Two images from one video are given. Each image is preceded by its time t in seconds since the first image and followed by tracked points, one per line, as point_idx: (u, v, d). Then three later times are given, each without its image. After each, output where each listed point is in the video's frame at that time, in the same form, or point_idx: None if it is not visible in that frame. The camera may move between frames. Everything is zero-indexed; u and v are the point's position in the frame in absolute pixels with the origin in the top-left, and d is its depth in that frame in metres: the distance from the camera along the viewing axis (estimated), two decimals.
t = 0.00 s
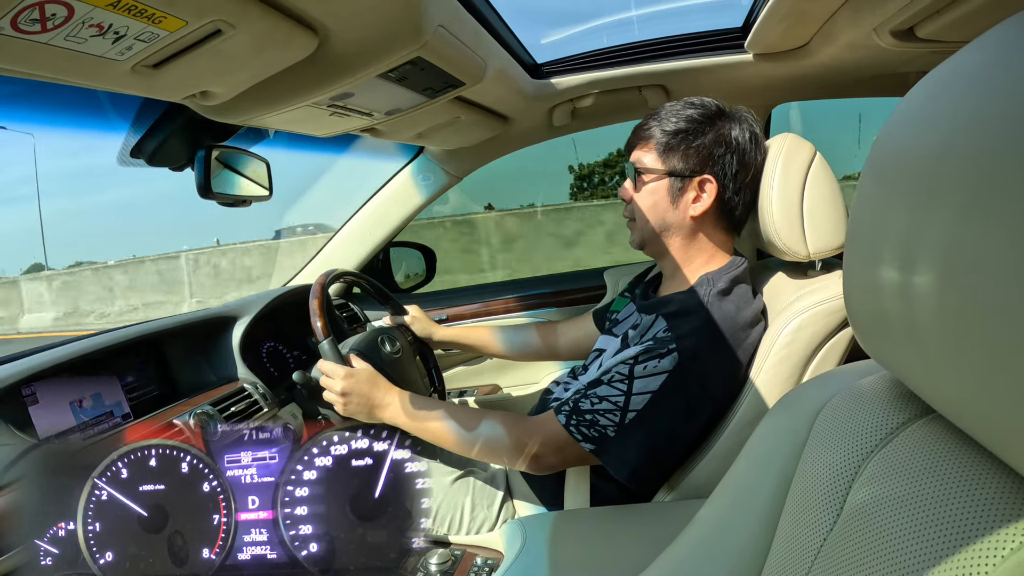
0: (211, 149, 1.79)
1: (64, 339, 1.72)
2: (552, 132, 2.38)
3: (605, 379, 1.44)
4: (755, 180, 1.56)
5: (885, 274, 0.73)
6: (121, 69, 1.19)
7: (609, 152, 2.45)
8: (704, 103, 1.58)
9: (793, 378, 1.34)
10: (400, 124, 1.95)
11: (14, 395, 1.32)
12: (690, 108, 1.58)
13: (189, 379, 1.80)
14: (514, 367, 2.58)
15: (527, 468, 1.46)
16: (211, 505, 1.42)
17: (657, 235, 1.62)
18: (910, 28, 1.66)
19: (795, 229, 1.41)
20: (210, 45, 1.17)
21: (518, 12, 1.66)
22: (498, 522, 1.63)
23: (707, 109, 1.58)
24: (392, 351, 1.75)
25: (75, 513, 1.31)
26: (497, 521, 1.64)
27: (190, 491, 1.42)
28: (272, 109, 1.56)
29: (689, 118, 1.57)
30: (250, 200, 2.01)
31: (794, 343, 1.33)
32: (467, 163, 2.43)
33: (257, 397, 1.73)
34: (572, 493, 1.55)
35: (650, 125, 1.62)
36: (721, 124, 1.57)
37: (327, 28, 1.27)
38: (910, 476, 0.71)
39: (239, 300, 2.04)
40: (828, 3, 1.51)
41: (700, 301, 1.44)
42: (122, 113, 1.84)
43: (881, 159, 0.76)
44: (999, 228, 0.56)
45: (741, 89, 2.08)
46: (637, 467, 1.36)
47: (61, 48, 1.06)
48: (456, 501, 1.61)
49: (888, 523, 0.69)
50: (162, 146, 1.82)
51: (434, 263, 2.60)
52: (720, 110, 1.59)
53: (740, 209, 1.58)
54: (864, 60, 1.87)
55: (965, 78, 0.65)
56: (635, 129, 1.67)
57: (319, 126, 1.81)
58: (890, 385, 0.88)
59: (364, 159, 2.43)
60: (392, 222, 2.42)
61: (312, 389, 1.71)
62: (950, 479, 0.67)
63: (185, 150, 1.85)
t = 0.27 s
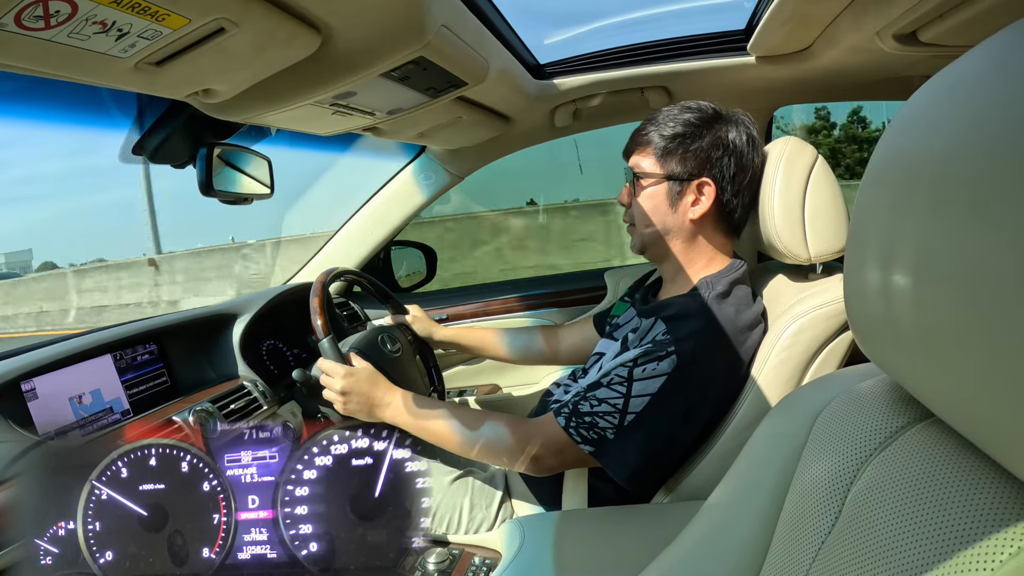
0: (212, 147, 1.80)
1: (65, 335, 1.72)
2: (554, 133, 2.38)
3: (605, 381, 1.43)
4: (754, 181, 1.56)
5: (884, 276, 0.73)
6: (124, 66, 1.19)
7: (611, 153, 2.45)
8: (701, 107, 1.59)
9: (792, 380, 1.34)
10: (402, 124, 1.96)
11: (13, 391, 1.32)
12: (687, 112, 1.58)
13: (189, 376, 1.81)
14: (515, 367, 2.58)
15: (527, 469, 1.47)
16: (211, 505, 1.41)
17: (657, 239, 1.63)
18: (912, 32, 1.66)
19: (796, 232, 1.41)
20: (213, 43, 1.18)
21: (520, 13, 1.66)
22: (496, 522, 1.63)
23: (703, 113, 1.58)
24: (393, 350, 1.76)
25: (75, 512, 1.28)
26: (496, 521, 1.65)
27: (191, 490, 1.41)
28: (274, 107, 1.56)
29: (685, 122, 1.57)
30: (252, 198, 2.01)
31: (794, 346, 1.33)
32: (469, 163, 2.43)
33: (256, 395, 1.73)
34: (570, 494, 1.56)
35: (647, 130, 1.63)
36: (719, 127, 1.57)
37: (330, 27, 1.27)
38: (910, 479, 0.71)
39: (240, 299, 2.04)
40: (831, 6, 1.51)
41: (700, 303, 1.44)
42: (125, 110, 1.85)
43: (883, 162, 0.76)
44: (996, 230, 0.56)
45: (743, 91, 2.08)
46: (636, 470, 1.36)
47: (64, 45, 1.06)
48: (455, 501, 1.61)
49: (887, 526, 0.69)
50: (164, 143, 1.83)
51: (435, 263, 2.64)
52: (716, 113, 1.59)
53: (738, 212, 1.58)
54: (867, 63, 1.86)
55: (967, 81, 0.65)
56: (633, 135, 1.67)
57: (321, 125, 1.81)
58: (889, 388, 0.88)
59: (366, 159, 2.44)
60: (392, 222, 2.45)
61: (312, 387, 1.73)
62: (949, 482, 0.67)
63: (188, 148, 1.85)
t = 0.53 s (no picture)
0: (213, 148, 1.80)
1: (67, 336, 1.72)
2: (555, 133, 2.38)
3: (607, 377, 1.44)
4: (757, 178, 1.56)
5: (887, 275, 0.73)
6: (125, 67, 1.19)
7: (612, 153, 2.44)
8: (705, 104, 1.59)
9: (795, 379, 1.34)
10: (403, 124, 1.96)
11: (16, 392, 1.32)
12: (691, 109, 1.58)
13: (191, 377, 1.81)
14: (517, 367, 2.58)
15: (530, 467, 1.47)
16: (211, 506, 1.42)
17: (660, 236, 1.62)
18: (913, 31, 1.66)
19: (797, 231, 1.41)
20: (214, 44, 1.18)
21: (521, 13, 1.67)
22: (498, 522, 1.62)
23: (707, 110, 1.58)
24: (395, 350, 1.76)
25: (75, 513, 1.29)
26: (498, 521, 1.63)
27: (191, 491, 1.41)
28: (276, 108, 1.56)
29: (689, 118, 1.57)
30: (253, 199, 2.01)
31: (796, 345, 1.33)
32: (470, 163, 2.43)
33: (258, 396, 1.72)
34: (572, 494, 1.56)
35: (652, 127, 1.63)
36: (722, 125, 1.57)
37: (331, 28, 1.27)
38: (912, 478, 0.71)
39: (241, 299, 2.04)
40: (832, 6, 1.51)
41: (701, 301, 1.45)
42: (126, 111, 1.85)
43: (884, 160, 0.76)
44: (997, 229, 0.56)
45: (744, 91, 2.08)
46: (638, 467, 1.36)
47: (65, 46, 1.06)
48: (456, 501, 1.60)
49: (889, 525, 0.69)
50: (166, 144, 1.83)
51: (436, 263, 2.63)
52: (720, 111, 1.59)
53: (742, 209, 1.58)
54: (868, 62, 1.86)
55: (968, 81, 0.65)
56: (636, 132, 1.67)
57: (323, 125, 1.81)
58: (891, 387, 0.88)
59: (367, 159, 2.44)
60: (394, 222, 2.43)
61: (314, 387, 1.73)
62: (951, 481, 0.67)
63: (189, 148, 1.85)
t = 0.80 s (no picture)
0: (215, 150, 1.81)
1: (69, 337, 1.72)
2: (556, 134, 2.38)
3: (609, 376, 1.44)
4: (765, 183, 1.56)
5: (886, 275, 0.73)
6: (126, 68, 1.19)
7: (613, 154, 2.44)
8: (714, 107, 1.59)
9: (796, 381, 1.34)
10: (405, 125, 1.96)
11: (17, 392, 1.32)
12: (700, 112, 1.58)
13: (192, 378, 1.81)
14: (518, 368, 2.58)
15: (532, 466, 1.47)
16: (211, 506, 1.42)
17: (666, 239, 1.62)
18: (915, 32, 1.66)
19: (799, 232, 1.41)
20: (215, 45, 1.18)
21: (523, 14, 1.67)
22: (499, 524, 1.61)
23: (716, 113, 1.58)
24: (396, 351, 1.76)
25: (75, 513, 1.30)
26: (499, 522, 1.62)
27: (190, 491, 1.42)
28: (277, 109, 1.56)
29: (698, 121, 1.57)
30: (254, 200, 2.01)
31: (797, 346, 1.33)
32: (472, 164, 2.43)
33: (258, 397, 1.72)
34: (574, 495, 1.56)
35: (660, 128, 1.62)
36: (731, 127, 1.57)
37: (332, 29, 1.27)
38: (912, 479, 0.71)
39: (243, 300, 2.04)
40: (834, 7, 1.51)
41: (704, 302, 1.45)
42: (127, 112, 1.84)
43: (884, 160, 0.76)
44: (996, 228, 0.56)
45: (746, 92, 2.08)
46: (639, 466, 1.36)
47: (66, 47, 1.06)
48: (457, 502, 1.59)
49: (889, 526, 0.69)
50: (167, 145, 1.82)
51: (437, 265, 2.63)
52: (729, 114, 1.59)
53: (748, 213, 1.58)
54: (869, 63, 1.86)
55: (968, 79, 0.65)
56: (645, 132, 1.67)
57: (324, 126, 1.81)
58: (892, 388, 0.88)
59: (369, 160, 2.43)
60: (395, 223, 2.43)
61: (315, 388, 1.73)
62: (952, 482, 0.67)
63: (190, 150, 1.84)
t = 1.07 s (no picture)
0: (218, 146, 1.80)
1: (72, 333, 1.73)
2: (558, 133, 2.38)
3: (612, 374, 1.44)
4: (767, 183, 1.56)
5: (888, 276, 0.73)
6: (128, 65, 1.19)
7: (614, 153, 2.44)
8: (718, 106, 1.59)
9: (797, 380, 1.34)
10: (406, 123, 1.96)
11: (18, 389, 1.33)
12: (703, 110, 1.58)
13: (193, 376, 1.81)
14: (519, 367, 2.59)
15: (532, 465, 1.46)
16: (211, 506, 1.42)
17: (666, 236, 1.62)
18: (917, 32, 1.66)
19: (800, 232, 1.41)
20: (217, 43, 1.18)
21: (525, 13, 1.67)
22: (499, 522, 1.63)
23: (719, 112, 1.58)
24: (397, 349, 1.76)
25: (75, 513, 1.28)
26: (500, 520, 1.64)
27: (191, 491, 1.41)
28: (279, 107, 1.57)
29: (701, 119, 1.57)
30: (256, 197, 2.01)
31: (798, 346, 1.33)
32: (473, 163, 2.43)
33: (258, 394, 1.72)
34: (574, 493, 1.56)
35: (662, 125, 1.63)
36: (734, 127, 1.57)
37: (333, 27, 1.27)
38: (912, 479, 0.71)
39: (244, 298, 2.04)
40: (836, 6, 1.51)
41: (706, 301, 1.45)
42: (129, 110, 1.85)
43: (887, 160, 0.76)
44: (999, 227, 0.56)
45: (748, 91, 2.08)
46: (641, 465, 1.36)
47: (69, 44, 1.06)
48: (458, 500, 1.62)
49: (890, 526, 0.69)
50: (169, 143, 1.83)
51: (439, 262, 2.65)
52: (733, 113, 1.58)
53: (749, 213, 1.58)
54: (871, 63, 1.86)
55: (972, 80, 0.65)
56: (647, 130, 1.68)
57: (326, 124, 1.81)
58: (892, 389, 0.88)
59: (371, 158, 2.44)
60: (396, 221, 2.43)
61: (316, 387, 1.73)
62: (952, 482, 0.67)
63: (193, 147, 1.86)
